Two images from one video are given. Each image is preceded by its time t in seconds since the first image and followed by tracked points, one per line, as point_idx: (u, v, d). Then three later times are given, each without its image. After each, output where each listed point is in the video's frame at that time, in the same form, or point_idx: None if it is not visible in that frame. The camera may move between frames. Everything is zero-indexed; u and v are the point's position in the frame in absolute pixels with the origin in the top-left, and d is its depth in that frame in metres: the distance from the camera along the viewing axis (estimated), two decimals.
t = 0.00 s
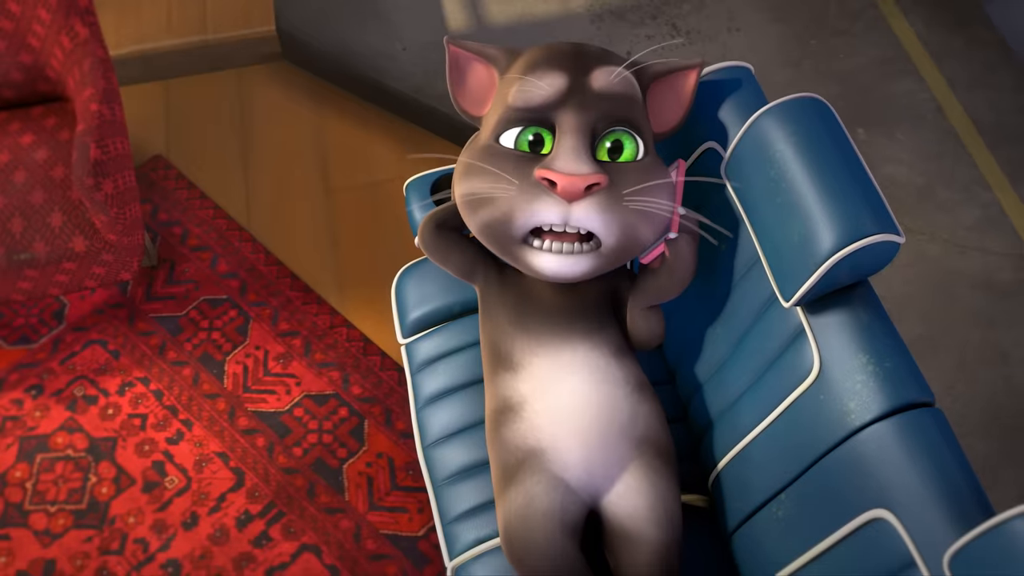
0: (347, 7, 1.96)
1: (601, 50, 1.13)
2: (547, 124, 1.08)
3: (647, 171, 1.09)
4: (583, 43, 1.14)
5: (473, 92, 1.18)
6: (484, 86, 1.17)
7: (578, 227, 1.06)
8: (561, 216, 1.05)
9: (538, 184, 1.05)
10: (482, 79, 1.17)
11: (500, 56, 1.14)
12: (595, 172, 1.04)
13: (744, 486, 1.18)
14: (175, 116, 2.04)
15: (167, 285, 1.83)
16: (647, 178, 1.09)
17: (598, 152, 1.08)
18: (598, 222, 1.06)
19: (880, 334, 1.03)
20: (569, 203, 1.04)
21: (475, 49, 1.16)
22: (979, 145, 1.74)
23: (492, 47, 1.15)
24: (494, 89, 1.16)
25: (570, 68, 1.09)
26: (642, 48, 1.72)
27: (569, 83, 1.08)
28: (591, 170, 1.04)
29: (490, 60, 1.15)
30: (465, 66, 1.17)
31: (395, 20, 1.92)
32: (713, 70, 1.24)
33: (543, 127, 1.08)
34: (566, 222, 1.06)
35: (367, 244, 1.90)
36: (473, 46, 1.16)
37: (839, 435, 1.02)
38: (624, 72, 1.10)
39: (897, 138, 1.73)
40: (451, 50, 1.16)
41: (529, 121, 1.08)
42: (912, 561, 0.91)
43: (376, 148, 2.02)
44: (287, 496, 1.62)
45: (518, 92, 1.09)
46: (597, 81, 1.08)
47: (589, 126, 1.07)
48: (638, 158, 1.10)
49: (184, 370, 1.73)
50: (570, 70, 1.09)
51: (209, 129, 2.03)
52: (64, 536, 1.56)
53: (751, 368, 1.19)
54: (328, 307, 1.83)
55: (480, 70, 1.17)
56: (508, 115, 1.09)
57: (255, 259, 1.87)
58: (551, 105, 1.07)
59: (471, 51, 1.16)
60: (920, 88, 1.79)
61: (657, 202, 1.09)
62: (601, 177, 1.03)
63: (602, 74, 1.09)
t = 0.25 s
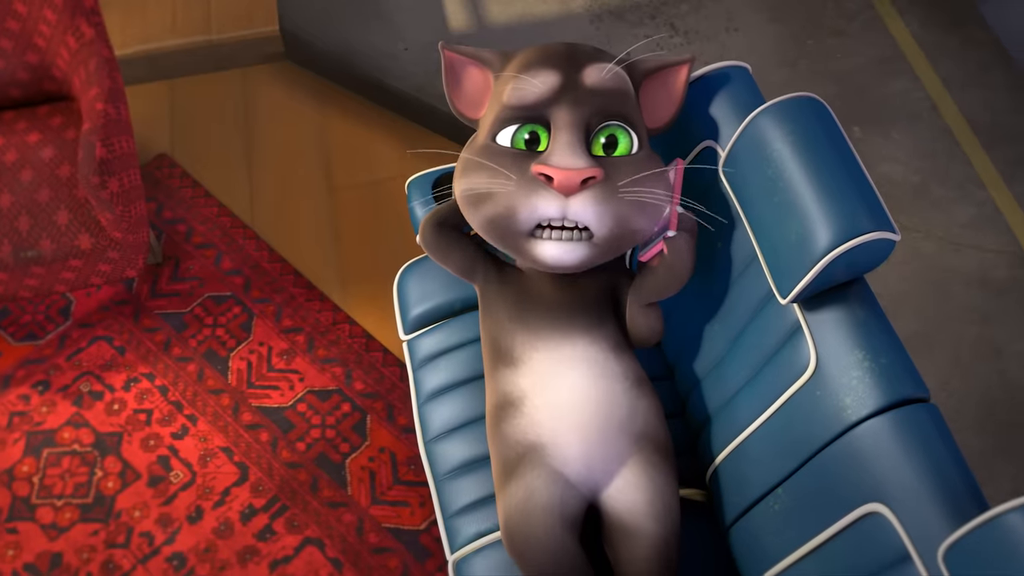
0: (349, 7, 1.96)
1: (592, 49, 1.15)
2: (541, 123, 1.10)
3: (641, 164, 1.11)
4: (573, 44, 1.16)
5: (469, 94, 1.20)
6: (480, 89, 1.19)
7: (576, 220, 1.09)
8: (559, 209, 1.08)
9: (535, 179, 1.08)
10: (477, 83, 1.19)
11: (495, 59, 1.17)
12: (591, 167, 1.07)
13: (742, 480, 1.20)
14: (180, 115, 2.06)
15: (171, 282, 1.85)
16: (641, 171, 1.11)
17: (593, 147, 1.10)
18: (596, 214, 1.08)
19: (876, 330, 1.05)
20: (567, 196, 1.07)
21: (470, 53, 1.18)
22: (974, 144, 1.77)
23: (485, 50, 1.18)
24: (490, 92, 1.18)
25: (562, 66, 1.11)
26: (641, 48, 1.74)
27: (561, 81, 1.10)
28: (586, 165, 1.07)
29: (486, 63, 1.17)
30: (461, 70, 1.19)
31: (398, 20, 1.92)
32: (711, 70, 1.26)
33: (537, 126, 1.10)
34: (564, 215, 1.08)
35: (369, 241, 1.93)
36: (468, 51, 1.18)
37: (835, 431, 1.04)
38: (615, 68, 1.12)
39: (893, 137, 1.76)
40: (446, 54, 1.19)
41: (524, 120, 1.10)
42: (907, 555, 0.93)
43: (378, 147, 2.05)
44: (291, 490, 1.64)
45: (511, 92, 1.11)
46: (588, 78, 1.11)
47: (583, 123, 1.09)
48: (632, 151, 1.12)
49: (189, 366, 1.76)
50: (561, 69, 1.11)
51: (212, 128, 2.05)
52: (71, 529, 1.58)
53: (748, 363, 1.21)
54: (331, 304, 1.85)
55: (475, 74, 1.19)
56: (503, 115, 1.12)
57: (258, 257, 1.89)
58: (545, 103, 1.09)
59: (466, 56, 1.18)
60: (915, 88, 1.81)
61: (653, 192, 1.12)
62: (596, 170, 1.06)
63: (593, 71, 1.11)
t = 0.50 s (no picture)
0: (352, 7, 1.99)
1: (591, 48, 1.17)
2: (541, 122, 1.12)
3: (639, 163, 1.13)
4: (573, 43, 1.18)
5: (469, 95, 1.22)
6: (481, 89, 1.21)
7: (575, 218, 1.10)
8: (559, 208, 1.09)
9: (535, 178, 1.09)
10: (478, 83, 1.21)
11: (496, 59, 1.19)
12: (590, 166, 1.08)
13: (740, 474, 1.22)
14: (184, 114, 2.08)
15: (176, 279, 1.87)
16: (639, 169, 1.13)
17: (592, 146, 1.12)
18: (595, 212, 1.10)
19: (872, 327, 1.07)
20: (566, 195, 1.08)
21: (471, 54, 1.20)
22: (969, 142, 1.79)
23: (487, 51, 1.20)
24: (490, 92, 1.20)
25: (561, 65, 1.13)
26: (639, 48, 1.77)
27: (560, 80, 1.12)
28: (585, 164, 1.08)
29: (487, 64, 1.20)
30: (462, 71, 1.21)
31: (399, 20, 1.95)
32: (709, 70, 1.28)
33: (537, 125, 1.12)
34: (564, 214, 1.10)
35: (372, 239, 1.95)
36: (469, 52, 1.20)
37: (831, 426, 1.05)
38: (614, 67, 1.15)
39: (888, 136, 1.78)
40: (448, 55, 1.20)
41: (523, 119, 1.12)
42: (903, 548, 0.95)
43: (380, 146, 2.07)
44: (294, 484, 1.66)
45: (511, 92, 1.13)
46: (587, 77, 1.12)
47: (582, 122, 1.11)
48: (631, 150, 1.14)
49: (193, 362, 1.78)
50: (560, 68, 1.13)
51: (217, 127, 2.07)
52: (77, 523, 1.60)
53: (745, 360, 1.23)
54: (334, 301, 1.87)
55: (476, 74, 1.21)
56: (503, 114, 1.13)
57: (262, 254, 1.92)
58: (544, 102, 1.11)
59: (467, 56, 1.20)
60: (910, 87, 1.84)
61: (650, 196, 1.13)
62: (595, 169, 1.07)
63: (592, 70, 1.13)
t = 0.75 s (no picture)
0: (354, 7, 2.02)
1: (591, 47, 1.20)
2: (540, 118, 1.14)
3: (637, 159, 1.15)
4: (573, 42, 1.20)
5: (472, 91, 1.24)
6: (484, 86, 1.23)
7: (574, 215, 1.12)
8: (556, 204, 1.10)
9: (533, 175, 1.11)
10: (480, 80, 1.23)
11: (498, 55, 1.21)
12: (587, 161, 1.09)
13: (738, 468, 1.24)
14: (188, 112, 2.11)
15: (181, 276, 1.90)
16: (636, 167, 1.15)
17: (592, 141, 1.14)
18: (593, 208, 1.11)
19: (868, 323, 1.09)
20: (563, 191, 1.09)
21: (474, 51, 1.22)
22: (964, 141, 1.81)
23: (489, 49, 1.22)
24: (492, 89, 1.22)
25: (561, 61, 1.15)
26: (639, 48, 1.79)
27: (560, 75, 1.14)
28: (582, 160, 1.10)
29: (489, 61, 1.22)
30: (465, 68, 1.23)
31: (401, 20, 1.98)
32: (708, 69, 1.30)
33: (537, 121, 1.14)
34: (562, 211, 1.11)
35: (374, 236, 1.97)
36: (471, 49, 1.22)
37: (827, 422, 1.08)
38: (614, 64, 1.17)
39: (884, 135, 1.80)
40: (451, 51, 1.22)
41: (524, 115, 1.15)
42: (897, 541, 0.97)
43: (381, 144, 2.10)
44: (297, 479, 1.68)
45: (512, 88, 1.15)
46: (586, 72, 1.14)
47: (581, 117, 1.13)
48: (629, 146, 1.16)
49: (198, 358, 1.80)
50: (560, 62, 1.15)
51: (221, 126, 2.10)
52: (83, 517, 1.62)
53: (743, 356, 1.25)
54: (336, 298, 1.90)
55: (478, 72, 1.23)
56: (504, 110, 1.16)
57: (266, 252, 1.94)
58: (544, 97, 1.14)
59: (470, 53, 1.22)
60: (906, 86, 1.86)
61: (648, 198, 1.15)
62: (592, 164, 1.08)
63: (591, 65, 1.15)
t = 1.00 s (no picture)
0: (357, 8, 2.04)
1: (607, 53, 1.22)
2: (555, 117, 1.16)
3: (648, 161, 1.17)
4: (589, 47, 1.22)
5: (486, 89, 1.26)
6: (497, 83, 1.25)
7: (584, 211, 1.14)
8: (567, 199, 1.13)
9: (546, 170, 1.13)
10: (494, 77, 1.25)
11: (514, 55, 1.23)
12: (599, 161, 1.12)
13: (736, 463, 1.26)
14: (193, 111, 2.13)
15: (185, 274, 1.92)
16: (647, 167, 1.17)
17: (604, 140, 1.15)
18: (603, 205, 1.13)
19: (863, 320, 1.11)
20: (575, 188, 1.12)
21: (490, 48, 1.24)
22: (959, 140, 1.83)
23: (506, 48, 1.24)
24: (506, 86, 1.24)
25: (578, 64, 1.17)
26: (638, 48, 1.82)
27: (577, 78, 1.16)
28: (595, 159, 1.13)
29: (504, 58, 1.24)
30: (480, 64, 1.25)
31: (403, 20, 2.00)
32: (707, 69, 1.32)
33: (552, 119, 1.16)
34: (573, 206, 1.13)
35: (376, 234, 2.00)
36: (488, 46, 1.24)
37: (824, 417, 1.09)
38: (628, 68, 1.19)
39: (880, 134, 1.83)
40: (467, 47, 1.24)
41: (539, 112, 1.16)
42: (892, 535, 0.98)
43: (383, 144, 2.12)
44: (300, 474, 1.71)
45: (528, 87, 1.17)
46: (603, 77, 1.17)
47: (595, 119, 1.15)
48: (640, 148, 1.18)
49: (202, 354, 1.83)
50: (577, 66, 1.17)
51: (225, 125, 2.12)
52: (88, 511, 1.64)
53: (740, 353, 1.27)
54: (339, 295, 1.92)
55: (493, 69, 1.25)
56: (518, 106, 1.17)
57: (269, 250, 1.96)
58: (560, 97, 1.15)
59: (485, 49, 1.24)
60: (902, 86, 1.89)
61: (657, 187, 1.17)
62: (604, 164, 1.11)
63: (608, 70, 1.17)
